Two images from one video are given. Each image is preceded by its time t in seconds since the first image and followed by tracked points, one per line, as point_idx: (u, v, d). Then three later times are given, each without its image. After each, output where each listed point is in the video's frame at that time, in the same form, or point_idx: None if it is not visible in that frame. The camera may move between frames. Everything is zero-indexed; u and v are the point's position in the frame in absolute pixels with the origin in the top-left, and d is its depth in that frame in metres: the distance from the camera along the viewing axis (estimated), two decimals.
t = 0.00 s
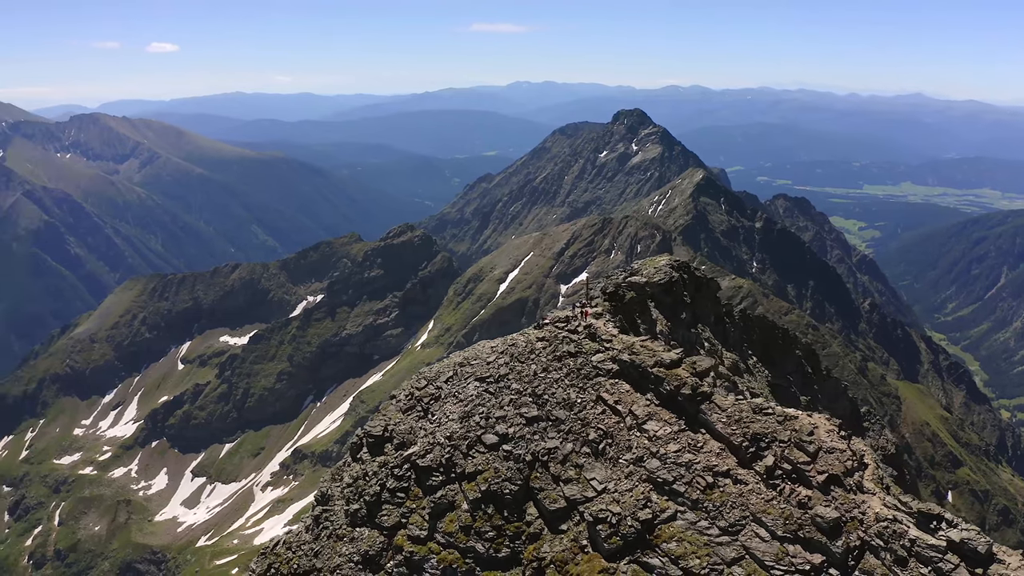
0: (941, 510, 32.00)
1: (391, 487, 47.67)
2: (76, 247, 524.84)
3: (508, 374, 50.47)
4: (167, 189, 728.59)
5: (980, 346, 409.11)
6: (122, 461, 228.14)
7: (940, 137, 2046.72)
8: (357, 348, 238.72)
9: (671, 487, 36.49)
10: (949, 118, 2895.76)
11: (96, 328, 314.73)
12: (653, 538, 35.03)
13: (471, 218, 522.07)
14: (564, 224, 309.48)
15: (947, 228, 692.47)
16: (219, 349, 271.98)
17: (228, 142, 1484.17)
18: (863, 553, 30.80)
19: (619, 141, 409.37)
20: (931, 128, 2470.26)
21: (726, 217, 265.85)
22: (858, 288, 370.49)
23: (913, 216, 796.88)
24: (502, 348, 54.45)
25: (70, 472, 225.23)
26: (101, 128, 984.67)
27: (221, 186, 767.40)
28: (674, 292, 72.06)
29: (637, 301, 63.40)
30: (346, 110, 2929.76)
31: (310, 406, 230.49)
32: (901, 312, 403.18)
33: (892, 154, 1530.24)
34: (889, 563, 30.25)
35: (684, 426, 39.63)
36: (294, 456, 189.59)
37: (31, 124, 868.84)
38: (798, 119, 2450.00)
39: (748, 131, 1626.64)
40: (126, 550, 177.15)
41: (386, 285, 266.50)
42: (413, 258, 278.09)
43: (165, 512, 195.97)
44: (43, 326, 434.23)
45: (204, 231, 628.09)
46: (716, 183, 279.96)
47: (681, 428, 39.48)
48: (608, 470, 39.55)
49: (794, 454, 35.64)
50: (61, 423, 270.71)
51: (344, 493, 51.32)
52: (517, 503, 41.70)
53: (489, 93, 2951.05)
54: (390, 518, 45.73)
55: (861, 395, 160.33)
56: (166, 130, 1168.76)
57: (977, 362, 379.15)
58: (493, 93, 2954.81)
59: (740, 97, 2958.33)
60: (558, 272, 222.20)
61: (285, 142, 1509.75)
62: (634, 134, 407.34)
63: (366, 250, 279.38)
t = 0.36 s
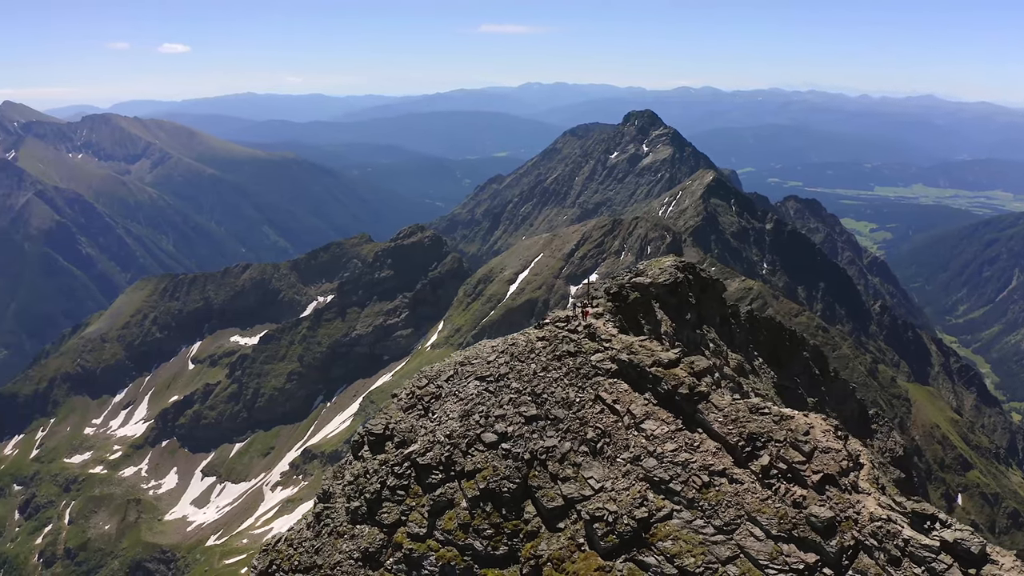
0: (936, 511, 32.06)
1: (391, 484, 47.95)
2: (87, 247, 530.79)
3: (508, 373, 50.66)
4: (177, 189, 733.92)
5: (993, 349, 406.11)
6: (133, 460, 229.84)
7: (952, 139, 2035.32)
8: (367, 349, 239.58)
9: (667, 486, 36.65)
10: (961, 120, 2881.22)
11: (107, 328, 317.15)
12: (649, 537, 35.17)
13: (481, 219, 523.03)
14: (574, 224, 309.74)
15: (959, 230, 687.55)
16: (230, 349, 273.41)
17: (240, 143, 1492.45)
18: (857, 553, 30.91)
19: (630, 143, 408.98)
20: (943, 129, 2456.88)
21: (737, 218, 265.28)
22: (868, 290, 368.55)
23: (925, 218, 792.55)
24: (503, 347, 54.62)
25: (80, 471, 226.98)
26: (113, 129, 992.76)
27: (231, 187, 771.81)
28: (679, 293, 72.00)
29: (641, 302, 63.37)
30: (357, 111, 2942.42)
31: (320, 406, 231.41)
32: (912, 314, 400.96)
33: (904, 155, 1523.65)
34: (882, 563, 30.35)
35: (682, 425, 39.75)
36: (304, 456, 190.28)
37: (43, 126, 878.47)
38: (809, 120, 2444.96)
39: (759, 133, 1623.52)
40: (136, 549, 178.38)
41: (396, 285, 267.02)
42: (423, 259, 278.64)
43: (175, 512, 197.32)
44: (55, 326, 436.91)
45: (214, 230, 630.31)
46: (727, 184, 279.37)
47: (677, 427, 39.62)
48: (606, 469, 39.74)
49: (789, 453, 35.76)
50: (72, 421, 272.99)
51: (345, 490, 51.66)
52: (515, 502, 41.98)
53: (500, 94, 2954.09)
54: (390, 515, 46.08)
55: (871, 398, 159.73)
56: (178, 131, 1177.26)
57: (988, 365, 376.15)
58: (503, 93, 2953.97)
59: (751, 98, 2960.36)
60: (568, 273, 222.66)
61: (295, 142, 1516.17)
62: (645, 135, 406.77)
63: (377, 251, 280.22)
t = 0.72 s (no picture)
0: (930, 511, 32.16)
1: (391, 482, 48.34)
2: (99, 246, 535.74)
3: (508, 372, 50.97)
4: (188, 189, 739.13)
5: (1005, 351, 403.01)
6: (143, 459, 231.55)
7: (964, 140, 2025.33)
8: (377, 349, 240.59)
9: (663, 485, 36.80)
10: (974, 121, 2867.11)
11: (118, 327, 319.45)
12: (645, 536, 35.35)
13: (492, 219, 523.83)
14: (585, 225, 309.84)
15: (972, 232, 682.94)
16: (240, 349, 275.05)
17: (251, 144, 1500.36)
18: (851, 553, 30.96)
19: (640, 143, 408.49)
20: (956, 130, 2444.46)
21: (747, 220, 264.79)
22: (879, 291, 366.43)
23: (937, 219, 787.65)
24: (504, 347, 54.82)
25: (91, 469, 228.96)
26: (125, 129, 999.79)
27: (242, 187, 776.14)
28: (684, 293, 71.88)
29: (645, 302, 63.52)
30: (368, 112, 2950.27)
31: (330, 406, 232.42)
32: (922, 316, 399.01)
33: (916, 156, 1517.13)
34: (877, 562, 30.40)
35: (679, 424, 39.87)
36: (313, 456, 190.99)
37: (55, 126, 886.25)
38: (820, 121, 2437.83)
39: (770, 134, 1620.01)
40: (145, 548, 179.63)
41: (406, 285, 267.41)
42: (433, 259, 278.97)
43: (185, 510, 198.78)
44: (66, 325, 441.23)
45: (224, 229, 634.18)
46: (737, 185, 278.79)
47: (675, 426, 39.76)
48: (603, 467, 39.97)
49: (785, 451, 35.90)
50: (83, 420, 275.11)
51: (346, 488, 52.02)
52: (513, 500, 42.24)
53: (510, 94, 2955.40)
54: (390, 512, 46.37)
55: (881, 400, 158.99)
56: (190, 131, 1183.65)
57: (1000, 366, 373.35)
58: (512, 94, 2954.97)
59: (763, 99, 2958.70)
60: (578, 273, 223.35)
61: (306, 143, 1521.71)
62: (656, 136, 406.19)
63: (387, 251, 281.04)
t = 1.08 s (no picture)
0: (925, 510, 32.23)
1: (392, 479, 48.67)
2: (111, 246, 540.75)
3: (508, 371, 51.17)
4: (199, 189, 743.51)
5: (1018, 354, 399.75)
6: (154, 458, 233.08)
7: (976, 141, 2011.13)
8: (387, 349, 241.63)
9: (660, 484, 36.95)
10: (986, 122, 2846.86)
11: (129, 327, 321.69)
12: (641, 533, 35.57)
13: (502, 220, 524.29)
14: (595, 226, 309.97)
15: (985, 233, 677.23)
16: (251, 349, 276.47)
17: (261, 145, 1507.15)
18: (845, 552, 31.07)
19: (651, 144, 408.06)
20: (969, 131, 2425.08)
21: (758, 221, 264.14)
22: (890, 294, 364.48)
23: (950, 221, 781.84)
24: (504, 346, 55.05)
25: (102, 468, 230.65)
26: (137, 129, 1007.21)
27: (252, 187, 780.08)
28: (688, 294, 71.83)
29: (649, 302, 63.57)
30: (378, 113, 2958.47)
31: (339, 406, 233.39)
32: (933, 318, 396.57)
33: (929, 158, 1507.35)
34: (870, 561, 30.45)
35: (676, 423, 39.99)
36: (323, 456, 191.71)
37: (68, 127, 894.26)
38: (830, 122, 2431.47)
39: (781, 135, 1616.30)
40: (156, 547, 181.06)
41: (416, 286, 268.30)
42: (443, 260, 279.45)
43: (195, 510, 199.99)
44: (77, 325, 445.88)
45: (234, 228, 638.01)
46: (748, 186, 277.99)
47: (672, 425, 39.88)
48: (600, 466, 40.14)
49: (781, 451, 35.93)
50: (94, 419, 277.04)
51: (348, 485, 52.36)
52: (512, 497, 42.45)
53: (519, 94, 2959.01)
54: (390, 509, 46.76)
55: (891, 402, 158.22)
56: (201, 132, 1191.14)
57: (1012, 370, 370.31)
58: (522, 94, 2958.78)
59: (774, 100, 2958.33)
60: (588, 274, 223.93)
61: (316, 143, 1527.16)
62: (666, 137, 405.69)
63: (398, 252, 281.81)
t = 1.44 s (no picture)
0: (918, 509, 32.24)
1: (393, 477, 49.04)
2: (122, 246, 544.85)
3: (508, 370, 51.38)
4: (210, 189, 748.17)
5: None
6: (164, 458, 234.43)
7: (989, 142, 1996.37)
8: (397, 350, 242.53)
9: (657, 482, 37.11)
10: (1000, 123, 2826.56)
11: (141, 326, 323.88)
12: (638, 532, 35.77)
13: (512, 221, 524.77)
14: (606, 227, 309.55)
15: (998, 235, 671.94)
16: (261, 348, 277.79)
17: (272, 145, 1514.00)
18: (840, 551, 31.16)
19: (662, 145, 407.46)
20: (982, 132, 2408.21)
21: (768, 222, 263.54)
22: (902, 296, 361.88)
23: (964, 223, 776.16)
24: (505, 345, 55.23)
25: (112, 468, 232.16)
26: (148, 130, 1014.70)
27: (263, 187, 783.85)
28: (694, 295, 71.81)
29: (653, 302, 63.09)
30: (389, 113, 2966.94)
31: (349, 406, 234.24)
32: (945, 320, 394.06)
33: (941, 159, 1498.01)
34: (865, 561, 30.55)
35: (674, 423, 40.12)
36: (333, 456, 192.37)
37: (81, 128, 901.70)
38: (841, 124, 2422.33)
39: (792, 136, 1612.34)
40: (166, 546, 182.40)
41: (426, 287, 268.61)
42: (453, 261, 279.71)
43: (204, 509, 201.11)
44: (89, 324, 449.80)
45: (245, 229, 640.42)
46: (759, 187, 277.19)
47: (670, 423, 40.02)
48: (599, 464, 40.33)
49: (776, 450, 36.04)
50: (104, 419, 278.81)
51: (349, 483, 52.71)
52: (510, 495, 42.70)
53: (530, 95, 2956.24)
54: (391, 507, 47.09)
55: (902, 404, 157.24)
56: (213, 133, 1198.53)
57: None
58: (533, 95, 2956.46)
59: (785, 101, 2959.26)
60: (598, 275, 224.67)
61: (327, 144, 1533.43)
62: (677, 138, 404.91)
63: (408, 253, 282.55)
